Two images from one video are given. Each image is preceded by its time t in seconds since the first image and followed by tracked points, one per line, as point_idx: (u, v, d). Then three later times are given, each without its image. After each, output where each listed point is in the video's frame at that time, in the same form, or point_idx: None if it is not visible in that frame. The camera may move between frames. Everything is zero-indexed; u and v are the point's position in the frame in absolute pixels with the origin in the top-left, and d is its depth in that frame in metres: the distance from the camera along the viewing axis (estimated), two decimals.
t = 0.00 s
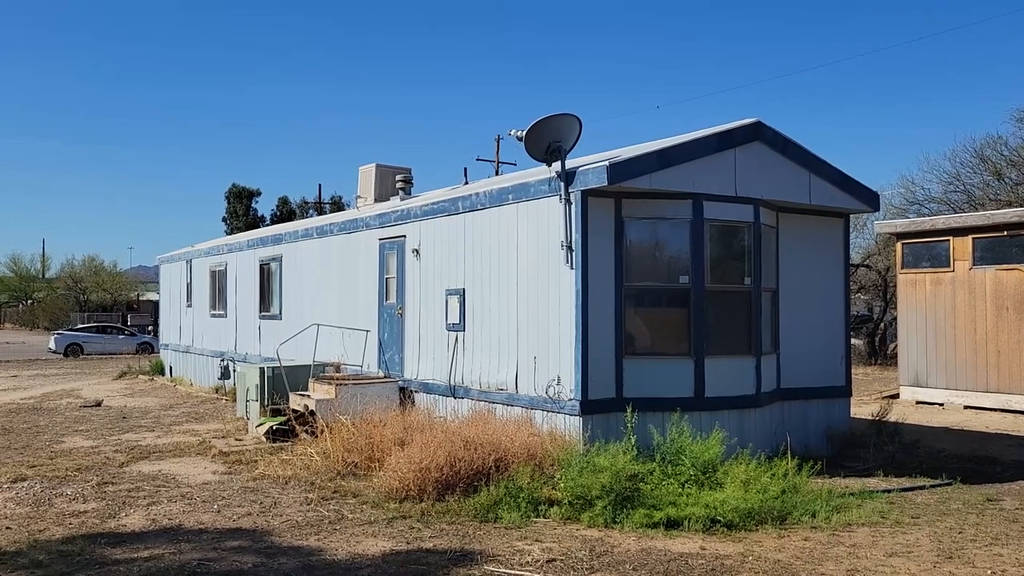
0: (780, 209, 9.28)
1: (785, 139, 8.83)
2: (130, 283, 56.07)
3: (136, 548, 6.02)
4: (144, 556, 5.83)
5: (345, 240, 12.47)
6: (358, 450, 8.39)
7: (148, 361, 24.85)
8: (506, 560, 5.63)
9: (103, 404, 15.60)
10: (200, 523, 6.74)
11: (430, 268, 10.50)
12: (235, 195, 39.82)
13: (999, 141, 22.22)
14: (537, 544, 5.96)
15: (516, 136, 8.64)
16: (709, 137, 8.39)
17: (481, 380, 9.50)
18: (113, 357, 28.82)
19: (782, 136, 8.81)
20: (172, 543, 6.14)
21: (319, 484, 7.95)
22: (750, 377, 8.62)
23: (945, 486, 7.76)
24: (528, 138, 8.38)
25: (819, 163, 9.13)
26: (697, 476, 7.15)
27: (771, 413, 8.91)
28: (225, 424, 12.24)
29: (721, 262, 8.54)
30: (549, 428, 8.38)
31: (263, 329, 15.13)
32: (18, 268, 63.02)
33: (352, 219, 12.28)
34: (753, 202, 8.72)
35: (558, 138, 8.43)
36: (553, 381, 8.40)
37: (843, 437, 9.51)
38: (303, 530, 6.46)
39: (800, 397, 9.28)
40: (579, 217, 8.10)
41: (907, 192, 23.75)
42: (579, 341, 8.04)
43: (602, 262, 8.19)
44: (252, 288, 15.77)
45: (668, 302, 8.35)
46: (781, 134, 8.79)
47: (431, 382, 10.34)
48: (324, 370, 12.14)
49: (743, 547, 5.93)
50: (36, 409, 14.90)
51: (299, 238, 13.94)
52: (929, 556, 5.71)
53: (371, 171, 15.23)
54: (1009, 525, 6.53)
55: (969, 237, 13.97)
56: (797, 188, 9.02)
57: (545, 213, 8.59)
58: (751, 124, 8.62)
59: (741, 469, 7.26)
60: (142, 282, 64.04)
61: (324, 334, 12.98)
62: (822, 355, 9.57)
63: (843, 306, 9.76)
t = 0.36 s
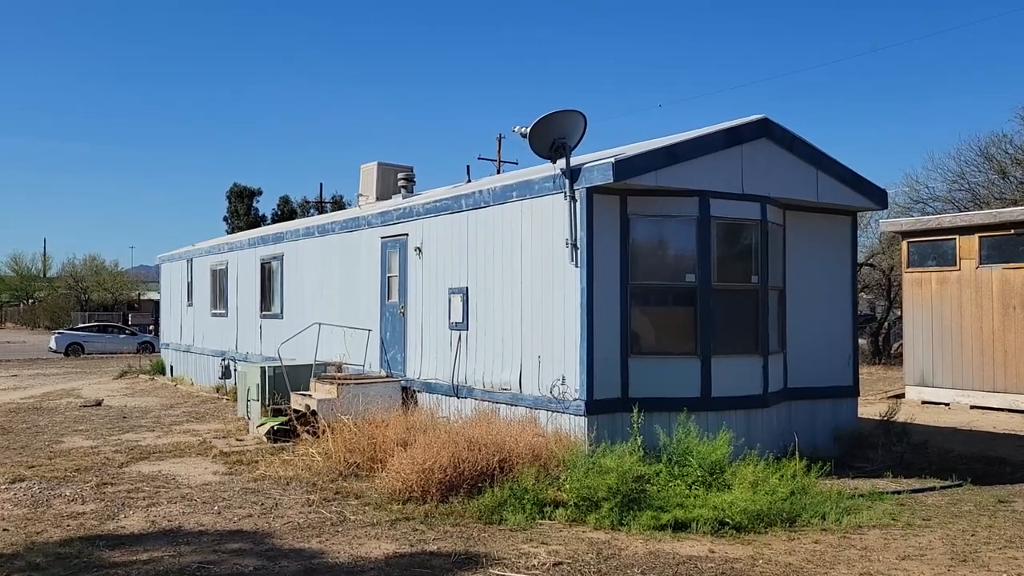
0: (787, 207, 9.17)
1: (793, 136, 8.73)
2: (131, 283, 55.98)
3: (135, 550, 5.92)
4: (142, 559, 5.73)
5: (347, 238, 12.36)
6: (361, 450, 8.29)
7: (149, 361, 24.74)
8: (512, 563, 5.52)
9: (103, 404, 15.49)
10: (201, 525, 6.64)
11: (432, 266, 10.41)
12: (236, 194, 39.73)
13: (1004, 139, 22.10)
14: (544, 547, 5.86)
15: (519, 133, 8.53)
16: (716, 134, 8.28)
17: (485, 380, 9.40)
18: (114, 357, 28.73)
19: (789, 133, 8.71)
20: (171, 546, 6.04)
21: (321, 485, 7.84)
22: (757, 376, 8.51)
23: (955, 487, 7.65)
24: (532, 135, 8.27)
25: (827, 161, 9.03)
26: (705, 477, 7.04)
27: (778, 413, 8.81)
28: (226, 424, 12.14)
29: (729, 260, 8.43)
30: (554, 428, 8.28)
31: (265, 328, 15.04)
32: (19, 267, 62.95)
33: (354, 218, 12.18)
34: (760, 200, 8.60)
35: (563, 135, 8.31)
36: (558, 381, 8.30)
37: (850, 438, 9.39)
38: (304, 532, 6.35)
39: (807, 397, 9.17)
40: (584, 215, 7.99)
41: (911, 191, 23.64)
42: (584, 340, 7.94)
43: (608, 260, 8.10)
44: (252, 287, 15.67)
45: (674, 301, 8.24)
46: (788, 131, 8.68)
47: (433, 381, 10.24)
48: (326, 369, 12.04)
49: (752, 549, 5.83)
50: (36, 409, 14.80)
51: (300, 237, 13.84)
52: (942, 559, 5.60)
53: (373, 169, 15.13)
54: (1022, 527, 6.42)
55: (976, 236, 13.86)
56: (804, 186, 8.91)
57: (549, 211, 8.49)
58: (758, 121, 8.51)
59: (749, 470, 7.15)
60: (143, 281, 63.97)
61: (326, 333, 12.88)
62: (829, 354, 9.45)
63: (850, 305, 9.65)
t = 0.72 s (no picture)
0: (799, 203, 8.99)
1: (805, 131, 8.54)
2: (131, 281, 55.83)
3: (132, 556, 5.74)
4: (140, 565, 5.55)
5: (349, 236, 12.18)
6: (364, 451, 8.11)
7: (149, 360, 24.57)
8: (521, 569, 5.34)
9: (102, 403, 15.31)
10: (200, 529, 6.46)
11: (436, 264, 10.22)
12: (237, 193, 39.56)
13: (1011, 137, 21.90)
14: (554, 553, 5.67)
15: (526, 127, 8.35)
16: (727, 128, 8.09)
17: (490, 380, 9.22)
18: (114, 356, 28.56)
19: (802, 128, 8.52)
20: (169, 551, 5.86)
21: (323, 487, 7.67)
22: (769, 376, 8.32)
23: (973, 490, 7.46)
24: (539, 130, 8.09)
25: (840, 156, 8.84)
26: (718, 479, 6.86)
27: (790, 413, 8.62)
28: (227, 424, 11.96)
29: (740, 257, 8.24)
30: (562, 429, 8.10)
31: (266, 327, 14.86)
32: (19, 266, 62.77)
33: (356, 215, 11.99)
34: (772, 196, 8.41)
35: (571, 129, 8.13)
36: (565, 381, 8.12)
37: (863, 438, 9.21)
38: (306, 536, 6.17)
39: (819, 397, 8.99)
40: (592, 211, 7.82)
41: (918, 189, 23.44)
42: (593, 339, 7.76)
43: (617, 257, 7.91)
44: (253, 285, 15.49)
45: (684, 299, 8.06)
46: (801, 125, 8.50)
47: (438, 381, 10.06)
48: (328, 369, 11.86)
49: (769, 555, 5.64)
50: (35, 408, 14.62)
51: (301, 234, 13.66)
52: (966, 566, 5.41)
53: (375, 166, 14.94)
54: None
55: (987, 233, 13.66)
56: (817, 182, 8.72)
57: (557, 207, 8.30)
58: (770, 115, 8.32)
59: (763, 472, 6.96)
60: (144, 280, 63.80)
61: (328, 332, 12.69)
62: (841, 353, 9.27)
63: (863, 304, 9.47)
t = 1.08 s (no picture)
0: (812, 201, 8.82)
1: (820, 128, 8.37)
2: (132, 281, 55.69)
3: (132, 563, 5.57)
4: (141, 573, 5.38)
5: (353, 235, 12.02)
6: (369, 454, 7.94)
7: (150, 359, 24.42)
8: None
9: (103, 404, 15.15)
10: (202, 535, 6.29)
11: (442, 263, 10.06)
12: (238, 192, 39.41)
13: (1019, 135, 21.73)
14: (567, 561, 5.51)
15: (535, 124, 8.18)
16: (741, 124, 7.92)
17: (497, 380, 9.05)
18: (115, 356, 28.40)
19: (817, 125, 8.35)
20: (171, 558, 5.69)
21: (328, 491, 7.50)
22: (783, 378, 8.14)
23: (993, 495, 7.29)
24: (548, 126, 7.92)
25: (855, 153, 8.66)
26: (733, 483, 6.70)
27: (804, 415, 8.45)
28: (229, 426, 11.79)
29: (754, 256, 8.06)
30: (571, 431, 7.93)
31: (268, 327, 14.70)
32: (20, 265, 62.62)
33: (360, 213, 11.83)
34: (787, 194, 8.24)
35: (581, 125, 7.96)
36: (575, 382, 7.95)
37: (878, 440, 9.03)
38: (312, 543, 6.01)
39: (832, 399, 8.82)
40: (603, 209, 7.65)
41: (925, 187, 23.26)
42: (604, 339, 7.60)
43: (628, 255, 7.75)
44: (256, 284, 15.33)
45: (697, 299, 7.88)
46: (816, 122, 8.32)
47: (444, 382, 9.90)
48: (331, 369, 11.69)
49: (789, 563, 5.47)
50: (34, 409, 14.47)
51: (304, 233, 13.49)
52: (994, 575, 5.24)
53: (379, 164, 14.77)
54: None
55: (998, 232, 13.48)
56: (831, 179, 8.55)
57: (566, 205, 8.13)
58: (784, 111, 8.16)
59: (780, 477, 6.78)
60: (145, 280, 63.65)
61: (331, 332, 12.53)
62: (855, 354, 9.09)
63: (877, 303, 9.30)
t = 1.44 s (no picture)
0: (829, 196, 8.62)
1: (837, 120, 8.17)
2: (135, 280, 55.57)
3: (133, 569, 5.39)
4: None
5: (358, 231, 11.83)
6: (376, 455, 7.75)
7: (153, 358, 24.25)
8: None
9: (105, 403, 14.98)
10: (205, 538, 6.11)
11: (449, 259, 9.86)
12: (241, 191, 39.27)
13: None
14: (583, 566, 5.32)
15: (545, 116, 7.99)
16: (757, 117, 7.72)
17: (507, 379, 8.86)
18: (118, 355, 28.25)
19: (834, 117, 8.15)
20: (173, 563, 5.51)
21: (334, 493, 7.31)
22: (800, 377, 7.94)
23: (1018, 497, 7.08)
24: (559, 118, 7.73)
25: (873, 147, 8.46)
26: (751, 485, 6.51)
27: (821, 415, 8.25)
28: (232, 426, 11.61)
29: (770, 251, 7.86)
30: (583, 431, 7.75)
31: (272, 325, 14.52)
32: (23, 264, 62.52)
33: (365, 210, 11.64)
34: (803, 188, 8.04)
35: (593, 117, 7.77)
36: (587, 381, 7.76)
37: (895, 441, 8.83)
38: (318, 547, 5.82)
39: (849, 398, 8.62)
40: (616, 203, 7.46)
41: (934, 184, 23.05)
42: (616, 337, 7.41)
43: (641, 251, 7.56)
44: (259, 282, 15.15)
45: (712, 296, 7.68)
46: (833, 114, 8.12)
47: (451, 381, 9.71)
48: (336, 368, 11.50)
49: (813, 569, 5.28)
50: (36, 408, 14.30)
51: (308, 230, 13.31)
52: None
53: (383, 160, 14.58)
54: None
55: (1012, 229, 13.26)
56: (849, 173, 8.35)
57: (577, 200, 7.94)
58: (801, 103, 7.96)
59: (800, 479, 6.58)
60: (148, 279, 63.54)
61: (336, 330, 12.34)
62: (872, 352, 8.89)
63: (894, 300, 9.09)
